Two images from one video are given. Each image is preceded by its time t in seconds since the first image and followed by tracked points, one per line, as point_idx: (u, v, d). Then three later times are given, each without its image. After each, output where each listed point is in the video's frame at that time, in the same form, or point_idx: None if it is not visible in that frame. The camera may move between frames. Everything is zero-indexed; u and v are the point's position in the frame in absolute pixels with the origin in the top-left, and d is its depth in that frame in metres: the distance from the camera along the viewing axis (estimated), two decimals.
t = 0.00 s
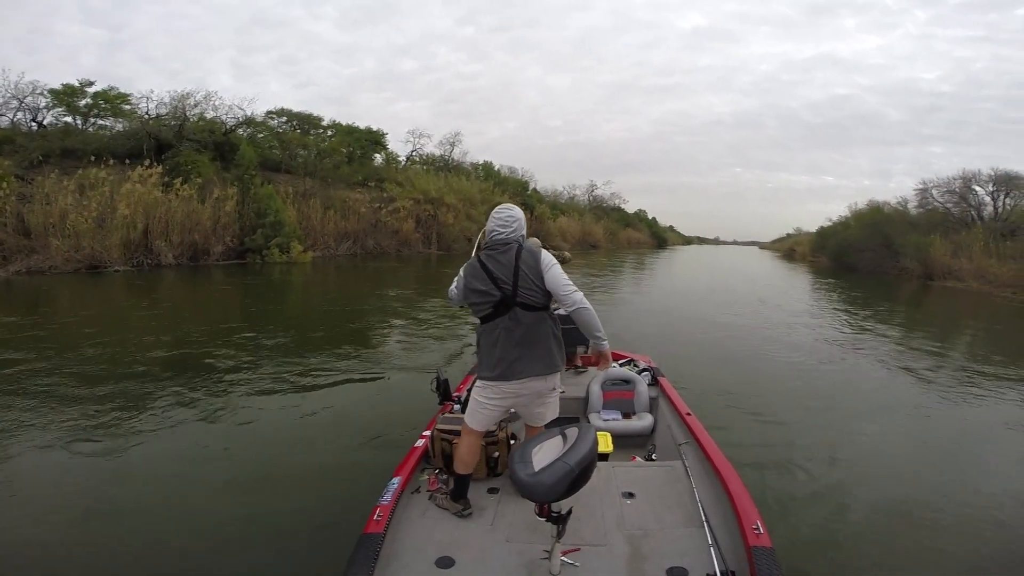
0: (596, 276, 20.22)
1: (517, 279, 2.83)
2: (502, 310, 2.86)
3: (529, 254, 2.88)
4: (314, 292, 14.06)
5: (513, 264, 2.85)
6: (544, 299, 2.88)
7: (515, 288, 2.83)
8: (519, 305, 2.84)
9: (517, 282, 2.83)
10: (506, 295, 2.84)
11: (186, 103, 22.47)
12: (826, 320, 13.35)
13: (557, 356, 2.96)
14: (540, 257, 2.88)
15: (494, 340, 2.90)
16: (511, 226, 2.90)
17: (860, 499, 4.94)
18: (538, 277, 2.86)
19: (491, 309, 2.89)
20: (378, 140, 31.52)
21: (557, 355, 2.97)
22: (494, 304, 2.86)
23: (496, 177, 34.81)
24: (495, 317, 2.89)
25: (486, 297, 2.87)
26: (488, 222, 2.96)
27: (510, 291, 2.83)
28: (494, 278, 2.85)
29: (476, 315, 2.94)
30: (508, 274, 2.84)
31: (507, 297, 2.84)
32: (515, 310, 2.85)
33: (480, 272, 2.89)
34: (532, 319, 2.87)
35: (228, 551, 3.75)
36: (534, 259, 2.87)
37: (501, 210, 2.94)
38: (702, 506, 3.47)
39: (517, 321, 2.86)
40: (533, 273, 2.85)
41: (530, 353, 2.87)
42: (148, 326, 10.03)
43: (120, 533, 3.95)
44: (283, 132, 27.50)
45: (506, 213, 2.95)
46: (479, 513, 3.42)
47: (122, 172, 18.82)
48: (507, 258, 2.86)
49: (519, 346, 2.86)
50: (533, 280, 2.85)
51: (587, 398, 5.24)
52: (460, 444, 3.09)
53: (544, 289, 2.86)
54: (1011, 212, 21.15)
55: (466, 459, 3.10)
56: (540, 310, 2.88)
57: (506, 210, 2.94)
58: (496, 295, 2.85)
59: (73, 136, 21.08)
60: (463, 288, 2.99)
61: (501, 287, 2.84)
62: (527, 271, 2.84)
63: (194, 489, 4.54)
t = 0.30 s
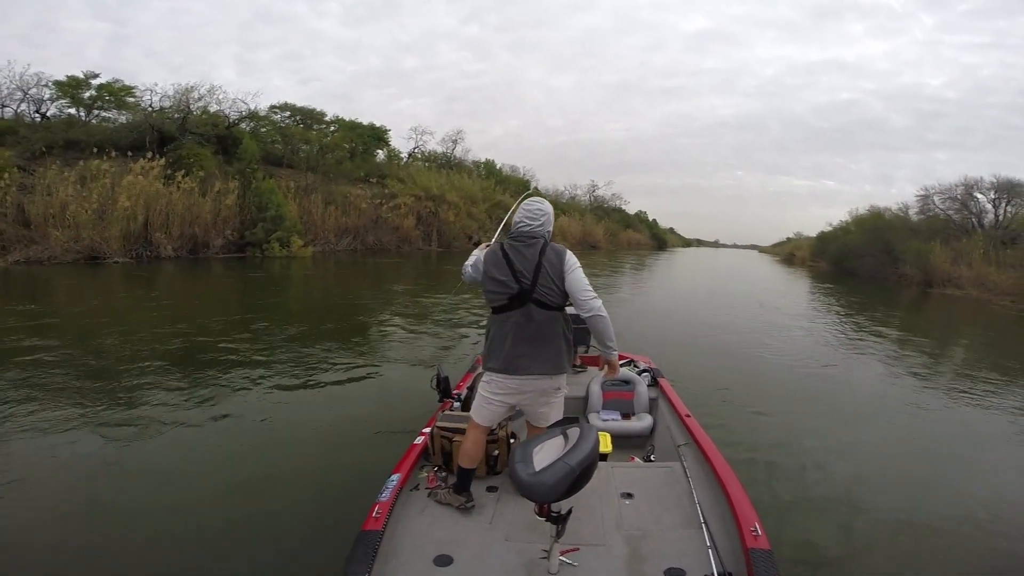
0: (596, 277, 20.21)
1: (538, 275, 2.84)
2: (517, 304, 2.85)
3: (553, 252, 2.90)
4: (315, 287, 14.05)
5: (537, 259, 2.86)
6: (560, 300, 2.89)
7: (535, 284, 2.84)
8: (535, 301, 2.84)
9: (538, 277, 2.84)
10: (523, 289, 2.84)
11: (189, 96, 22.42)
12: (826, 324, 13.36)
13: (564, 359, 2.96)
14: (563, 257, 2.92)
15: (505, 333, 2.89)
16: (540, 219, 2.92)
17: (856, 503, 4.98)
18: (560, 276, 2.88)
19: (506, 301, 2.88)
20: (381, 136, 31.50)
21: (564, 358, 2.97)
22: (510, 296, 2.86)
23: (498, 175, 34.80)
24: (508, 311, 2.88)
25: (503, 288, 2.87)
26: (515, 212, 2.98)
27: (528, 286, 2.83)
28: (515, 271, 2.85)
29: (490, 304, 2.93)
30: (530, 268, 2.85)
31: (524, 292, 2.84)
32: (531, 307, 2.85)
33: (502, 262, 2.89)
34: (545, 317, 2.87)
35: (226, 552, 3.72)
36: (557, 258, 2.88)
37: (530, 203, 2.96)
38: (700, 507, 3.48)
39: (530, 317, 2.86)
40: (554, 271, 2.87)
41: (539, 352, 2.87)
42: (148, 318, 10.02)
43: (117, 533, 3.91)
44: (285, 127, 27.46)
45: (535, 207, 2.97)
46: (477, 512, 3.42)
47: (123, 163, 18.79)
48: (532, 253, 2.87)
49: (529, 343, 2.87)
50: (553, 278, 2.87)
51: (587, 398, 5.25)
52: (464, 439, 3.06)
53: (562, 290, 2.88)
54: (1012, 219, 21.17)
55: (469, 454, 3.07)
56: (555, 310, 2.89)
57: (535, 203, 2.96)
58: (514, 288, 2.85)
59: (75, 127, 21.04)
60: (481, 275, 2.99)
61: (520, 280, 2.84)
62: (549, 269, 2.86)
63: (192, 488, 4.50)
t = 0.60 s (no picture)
0: (595, 278, 20.20)
1: (531, 278, 2.83)
2: (508, 305, 2.87)
3: (552, 255, 2.86)
4: (314, 293, 14.05)
5: (533, 262, 2.84)
6: (552, 306, 2.86)
7: (528, 286, 2.83)
8: (525, 304, 2.84)
9: (530, 280, 2.83)
10: (515, 290, 2.85)
11: (186, 103, 22.46)
12: (825, 323, 13.36)
13: (553, 368, 2.90)
14: (563, 261, 2.86)
15: (495, 331, 2.93)
16: (542, 220, 2.91)
17: (857, 500, 4.98)
18: (554, 282, 2.84)
19: (499, 301, 2.91)
20: (378, 141, 31.56)
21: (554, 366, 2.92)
22: (502, 297, 2.88)
23: (496, 178, 34.84)
24: (500, 310, 2.90)
25: (496, 287, 2.89)
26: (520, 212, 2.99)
27: (520, 289, 2.84)
28: (509, 272, 2.86)
29: (485, 302, 2.97)
30: (524, 270, 2.84)
31: (516, 294, 2.85)
32: (521, 309, 2.85)
33: (498, 261, 2.91)
34: (535, 321, 2.86)
35: (224, 557, 3.69)
36: (555, 263, 2.84)
37: (537, 203, 2.95)
38: (701, 508, 3.47)
39: (519, 320, 2.86)
40: (549, 276, 2.84)
41: (525, 355, 2.87)
42: (148, 325, 10.03)
43: (115, 539, 3.90)
44: (283, 132, 27.50)
45: (540, 208, 2.96)
46: (478, 514, 3.41)
47: (121, 171, 18.82)
48: (529, 255, 2.86)
49: (516, 345, 2.87)
50: (547, 283, 2.84)
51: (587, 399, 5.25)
52: (483, 444, 3.18)
53: (555, 296, 2.85)
54: (1010, 215, 21.22)
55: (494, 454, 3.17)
56: (546, 316, 2.87)
57: (541, 204, 2.94)
58: (507, 289, 2.86)
59: (73, 135, 21.06)
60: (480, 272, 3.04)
61: (513, 282, 2.85)
62: (544, 273, 2.83)
63: (191, 492, 4.50)
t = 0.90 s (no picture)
0: (595, 274, 20.18)
1: (527, 275, 2.79)
2: (501, 300, 2.86)
3: (551, 253, 2.80)
4: (313, 288, 14.03)
5: (530, 258, 2.80)
6: (546, 306, 2.82)
7: (522, 284, 2.81)
8: (519, 301, 2.82)
9: (525, 278, 2.79)
10: (509, 287, 2.83)
11: (186, 98, 22.37)
12: (826, 320, 13.36)
13: (544, 368, 2.87)
14: (561, 260, 2.79)
15: (488, 326, 2.94)
16: (542, 215, 2.88)
17: (857, 497, 4.98)
18: (551, 282, 2.79)
19: (493, 296, 2.90)
20: (379, 136, 31.47)
21: (545, 368, 2.88)
22: (497, 293, 2.87)
23: (496, 173, 34.76)
24: (493, 305, 2.90)
25: (491, 281, 2.88)
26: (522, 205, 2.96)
27: (515, 286, 2.82)
28: (505, 268, 2.83)
29: (480, 296, 2.97)
30: (520, 266, 2.81)
31: (510, 291, 2.83)
32: (514, 306, 2.84)
33: (495, 255, 2.89)
34: (528, 320, 2.84)
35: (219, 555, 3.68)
36: (552, 262, 2.78)
37: (539, 198, 2.91)
38: (701, 505, 3.47)
39: (512, 317, 2.86)
40: (546, 275, 2.78)
41: (515, 354, 2.86)
42: (147, 321, 10.02)
43: (111, 537, 3.88)
44: (283, 127, 27.41)
45: (542, 202, 2.91)
46: (477, 512, 3.41)
47: (120, 166, 18.77)
48: (527, 251, 2.82)
49: (507, 342, 2.88)
50: (543, 282, 2.79)
51: (587, 395, 5.24)
52: (486, 447, 3.15)
53: (550, 295, 2.81)
54: (1010, 213, 21.21)
55: (494, 460, 3.19)
56: (540, 315, 2.84)
57: (543, 199, 2.90)
58: (501, 284, 2.85)
59: (71, 130, 20.98)
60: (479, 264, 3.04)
61: (508, 278, 2.83)
62: (540, 271, 2.78)
63: (189, 488, 4.51)
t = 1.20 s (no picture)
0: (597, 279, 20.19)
1: (549, 282, 2.77)
2: (520, 306, 2.83)
3: (575, 262, 2.81)
4: (315, 287, 14.04)
5: (553, 265, 2.78)
6: (566, 315, 2.81)
7: (543, 291, 2.78)
8: (538, 309, 2.80)
9: (547, 286, 2.77)
10: (529, 293, 2.80)
11: (192, 95, 22.43)
12: (826, 329, 13.36)
13: (558, 377, 2.86)
14: (585, 269, 2.80)
15: (504, 331, 2.91)
16: (566, 222, 2.89)
17: (860, 509, 4.96)
18: (572, 291, 2.79)
19: (511, 301, 2.87)
20: (383, 137, 31.53)
21: (559, 376, 2.87)
22: (516, 299, 2.83)
23: (500, 177, 34.81)
24: (510, 311, 2.87)
25: (510, 286, 2.85)
26: (545, 210, 2.96)
27: (536, 292, 2.79)
28: (526, 274, 2.81)
29: (497, 301, 2.94)
30: (543, 273, 2.79)
31: (530, 297, 2.80)
32: (532, 313, 2.82)
33: (517, 260, 2.86)
34: (546, 327, 2.82)
35: (217, 555, 3.66)
36: (575, 271, 2.79)
37: (564, 205, 2.92)
38: (701, 509, 3.48)
39: (530, 324, 2.83)
40: (570, 283, 2.78)
41: (530, 361, 2.85)
42: (150, 317, 10.05)
43: (109, 535, 3.86)
44: (288, 126, 27.48)
45: (566, 209, 2.93)
46: (477, 513, 3.42)
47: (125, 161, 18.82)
48: (551, 258, 2.80)
49: (523, 349, 2.86)
50: (564, 290, 2.78)
51: (587, 399, 5.26)
52: (490, 448, 3.21)
53: (571, 304, 2.80)
54: (1013, 225, 21.22)
55: (499, 462, 3.23)
56: (559, 323, 2.82)
57: (568, 207, 2.91)
58: (521, 290, 2.82)
59: (78, 125, 21.04)
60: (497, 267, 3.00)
61: (529, 284, 2.80)
62: (563, 279, 2.77)
63: (189, 484, 4.53)
